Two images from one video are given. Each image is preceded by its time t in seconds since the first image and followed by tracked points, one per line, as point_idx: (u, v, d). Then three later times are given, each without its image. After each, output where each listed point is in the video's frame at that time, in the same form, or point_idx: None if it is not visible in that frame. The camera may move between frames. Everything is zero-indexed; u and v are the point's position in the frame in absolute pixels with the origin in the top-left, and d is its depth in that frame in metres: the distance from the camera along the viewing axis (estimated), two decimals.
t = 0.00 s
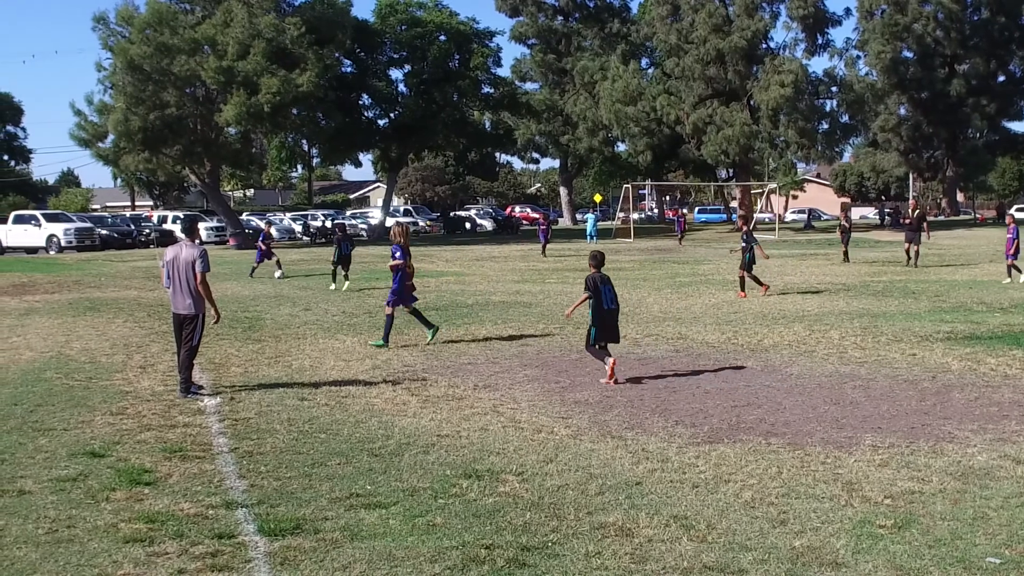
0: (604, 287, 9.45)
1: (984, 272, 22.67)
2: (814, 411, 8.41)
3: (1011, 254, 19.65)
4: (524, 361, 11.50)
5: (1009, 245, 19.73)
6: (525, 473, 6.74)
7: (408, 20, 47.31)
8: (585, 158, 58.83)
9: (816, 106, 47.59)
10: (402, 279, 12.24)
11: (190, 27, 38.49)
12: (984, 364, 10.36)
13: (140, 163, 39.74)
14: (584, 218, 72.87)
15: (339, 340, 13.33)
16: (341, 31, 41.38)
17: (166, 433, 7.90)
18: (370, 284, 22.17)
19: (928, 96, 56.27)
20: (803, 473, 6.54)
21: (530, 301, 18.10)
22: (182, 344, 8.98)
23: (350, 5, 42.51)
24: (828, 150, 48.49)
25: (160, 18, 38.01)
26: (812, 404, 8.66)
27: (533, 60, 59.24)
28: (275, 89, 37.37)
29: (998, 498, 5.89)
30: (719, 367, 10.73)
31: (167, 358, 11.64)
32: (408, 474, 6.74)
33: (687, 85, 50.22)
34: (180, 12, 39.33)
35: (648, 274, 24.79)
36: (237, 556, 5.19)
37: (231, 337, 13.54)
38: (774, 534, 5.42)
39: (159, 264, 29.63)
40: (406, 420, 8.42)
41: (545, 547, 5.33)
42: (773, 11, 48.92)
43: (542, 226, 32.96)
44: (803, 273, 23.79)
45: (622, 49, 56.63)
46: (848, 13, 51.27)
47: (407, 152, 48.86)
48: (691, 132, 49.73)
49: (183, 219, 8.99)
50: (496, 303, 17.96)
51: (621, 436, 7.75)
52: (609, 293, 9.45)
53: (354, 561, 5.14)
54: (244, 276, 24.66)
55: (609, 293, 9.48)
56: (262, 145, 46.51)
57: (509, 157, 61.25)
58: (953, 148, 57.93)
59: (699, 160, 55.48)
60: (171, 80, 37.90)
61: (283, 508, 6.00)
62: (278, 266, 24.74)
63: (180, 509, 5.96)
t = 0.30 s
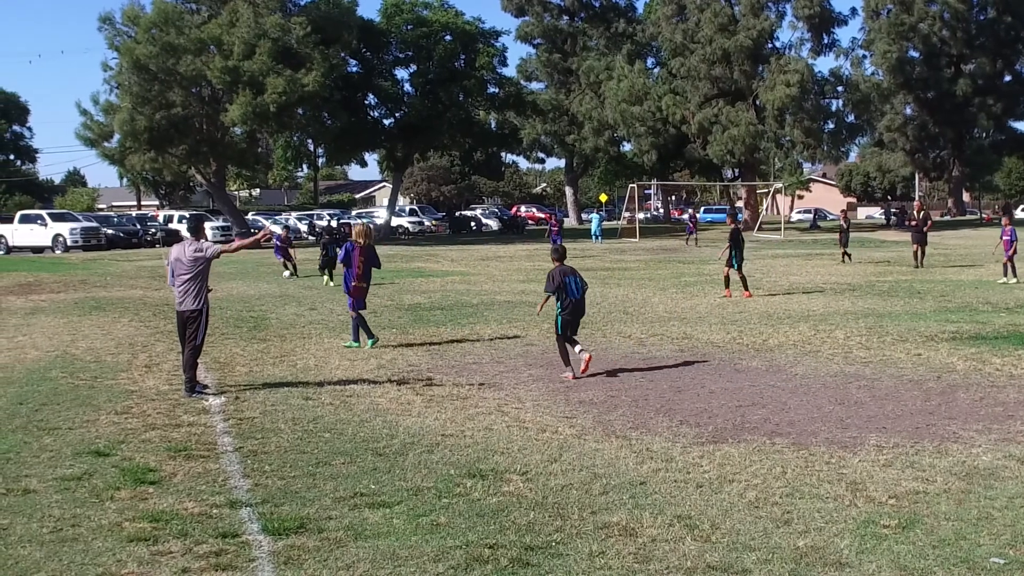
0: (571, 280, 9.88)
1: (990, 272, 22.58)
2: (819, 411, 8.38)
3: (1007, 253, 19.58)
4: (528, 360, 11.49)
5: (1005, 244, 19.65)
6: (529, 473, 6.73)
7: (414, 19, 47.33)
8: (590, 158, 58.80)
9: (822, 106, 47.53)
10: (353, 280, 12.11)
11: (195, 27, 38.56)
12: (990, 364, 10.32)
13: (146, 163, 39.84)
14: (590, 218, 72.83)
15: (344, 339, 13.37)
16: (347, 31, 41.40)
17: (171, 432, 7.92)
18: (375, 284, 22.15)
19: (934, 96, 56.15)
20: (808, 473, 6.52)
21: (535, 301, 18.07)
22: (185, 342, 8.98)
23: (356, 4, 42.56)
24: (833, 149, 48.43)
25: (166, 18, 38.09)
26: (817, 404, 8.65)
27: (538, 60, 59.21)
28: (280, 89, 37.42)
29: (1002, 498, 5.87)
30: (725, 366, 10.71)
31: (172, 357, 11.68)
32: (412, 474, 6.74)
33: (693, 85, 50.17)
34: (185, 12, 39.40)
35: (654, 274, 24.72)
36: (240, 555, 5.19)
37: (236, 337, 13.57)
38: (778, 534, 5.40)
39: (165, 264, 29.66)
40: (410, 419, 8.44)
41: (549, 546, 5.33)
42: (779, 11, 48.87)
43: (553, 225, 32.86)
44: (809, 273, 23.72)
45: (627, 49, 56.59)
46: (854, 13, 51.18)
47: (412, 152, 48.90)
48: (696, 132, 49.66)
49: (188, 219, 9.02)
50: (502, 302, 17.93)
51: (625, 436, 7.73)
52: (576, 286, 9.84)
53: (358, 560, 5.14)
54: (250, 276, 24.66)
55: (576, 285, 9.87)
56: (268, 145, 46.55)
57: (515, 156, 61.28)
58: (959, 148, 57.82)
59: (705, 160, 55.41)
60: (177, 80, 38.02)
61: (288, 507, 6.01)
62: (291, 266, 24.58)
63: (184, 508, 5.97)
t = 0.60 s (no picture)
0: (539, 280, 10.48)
1: (996, 272, 22.45)
2: (822, 410, 8.36)
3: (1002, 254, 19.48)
4: (532, 360, 11.48)
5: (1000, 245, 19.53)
6: (532, 472, 6.73)
7: (419, 19, 47.34)
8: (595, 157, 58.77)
9: (827, 105, 47.44)
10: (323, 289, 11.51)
11: (200, 26, 38.62)
12: (993, 364, 10.29)
13: (150, 162, 39.91)
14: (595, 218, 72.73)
15: (349, 339, 13.37)
16: (352, 30, 41.40)
17: (174, 431, 7.91)
18: (378, 284, 22.10)
19: (940, 95, 56.03)
20: (810, 473, 6.50)
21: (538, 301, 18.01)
22: (190, 341, 8.98)
23: (360, 4, 42.56)
24: (838, 149, 48.35)
25: (171, 18, 38.13)
26: (821, 404, 8.63)
27: (543, 59, 59.17)
28: (285, 88, 37.44)
29: (1005, 497, 5.85)
30: (728, 366, 10.69)
31: (176, 356, 11.70)
32: (414, 473, 6.74)
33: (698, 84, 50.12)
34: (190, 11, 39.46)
35: (658, 273, 24.60)
36: (242, 554, 5.19)
37: (240, 336, 13.57)
38: (780, 533, 5.39)
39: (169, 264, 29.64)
40: (413, 419, 8.43)
41: (551, 545, 5.31)
42: (784, 11, 48.83)
43: (564, 228, 32.33)
44: (814, 273, 23.60)
45: (632, 49, 56.54)
46: (859, 12, 51.09)
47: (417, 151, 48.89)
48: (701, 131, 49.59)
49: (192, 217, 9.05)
50: (505, 302, 17.89)
51: (628, 435, 7.71)
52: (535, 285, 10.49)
53: (359, 559, 5.13)
54: (253, 276, 24.63)
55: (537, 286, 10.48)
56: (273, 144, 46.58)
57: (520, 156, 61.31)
58: (964, 147, 57.68)
59: (709, 159, 55.37)
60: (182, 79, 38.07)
61: (290, 506, 6.00)
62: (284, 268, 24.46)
63: (186, 507, 5.97)
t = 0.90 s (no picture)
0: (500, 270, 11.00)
1: (1000, 272, 22.31)
2: (826, 410, 8.34)
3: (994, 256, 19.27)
4: (536, 359, 11.47)
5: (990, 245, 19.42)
6: (534, 472, 6.73)
7: (423, 18, 47.36)
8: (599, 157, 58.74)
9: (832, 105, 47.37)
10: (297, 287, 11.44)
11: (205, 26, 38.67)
12: (997, 364, 10.26)
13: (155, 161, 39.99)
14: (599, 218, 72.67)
15: (353, 338, 13.36)
16: (356, 30, 41.41)
17: (177, 430, 7.91)
18: (382, 283, 22.03)
19: (945, 95, 55.93)
20: (814, 473, 6.49)
21: (542, 300, 17.96)
22: (193, 341, 8.98)
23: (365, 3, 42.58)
24: (843, 149, 48.28)
25: (175, 17, 38.19)
26: (824, 404, 8.62)
27: (547, 59, 59.14)
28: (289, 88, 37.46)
29: (1008, 497, 5.84)
30: (732, 365, 10.66)
31: (180, 355, 11.72)
32: (416, 472, 6.74)
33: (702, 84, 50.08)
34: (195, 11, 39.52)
35: (662, 273, 24.50)
36: (244, 553, 5.19)
37: (243, 336, 13.57)
38: (782, 532, 5.39)
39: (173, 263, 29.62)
40: (416, 418, 8.43)
41: (553, 545, 5.31)
42: (788, 10, 48.83)
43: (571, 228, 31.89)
44: (818, 273, 23.48)
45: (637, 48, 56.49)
46: (864, 11, 51.01)
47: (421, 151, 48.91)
48: (706, 131, 49.55)
49: (194, 218, 9.10)
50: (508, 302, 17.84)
51: (631, 435, 7.69)
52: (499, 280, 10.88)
53: (361, 559, 5.13)
54: (256, 275, 24.57)
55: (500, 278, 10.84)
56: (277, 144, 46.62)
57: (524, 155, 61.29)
58: (969, 147, 57.57)
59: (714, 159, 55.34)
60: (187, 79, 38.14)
61: (292, 506, 6.00)
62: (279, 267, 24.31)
63: (188, 506, 5.98)
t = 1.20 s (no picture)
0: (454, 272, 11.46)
1: (1004, 272, 22.23)
2: (831, 410, 8.33)
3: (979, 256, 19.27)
4: (540, 359, 11.48)
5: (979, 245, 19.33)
6: (539, 471, 6.73)
7: (428, 18, 47.37)
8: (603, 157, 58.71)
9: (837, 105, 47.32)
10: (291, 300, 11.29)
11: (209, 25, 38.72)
12: (1002, 364, 10.25)
13: (160, 161, 40.07)
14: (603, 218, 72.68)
15: (356, 338, 13.40)
16: (361, 29, 41.42)
17: (182, 430, 7.93)
18: (385, 283, 22.03)
19: (950, 95, 55.81)
20: (818, 472, 6.48)
21: (546, 300, 17.99)
22: (198, 340, 8.99)
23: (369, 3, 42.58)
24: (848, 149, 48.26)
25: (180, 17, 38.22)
26: (828, 403, 8.61)
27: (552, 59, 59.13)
28: (294, 88, 37.49)
29: (1014, 498, 5.83)
30: (736, 365, 10.65)
31: (185, 354, 11.75)
32: (420, 472, 6.75)
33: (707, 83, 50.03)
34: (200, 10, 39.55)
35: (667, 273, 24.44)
36: (248, 552, 5.20)
37: (248, 335, 13.64)
38: (787, 532, 5.38)
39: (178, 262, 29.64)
40: (420, 417, 8.44)
41: (557, 545, 5.31)
42: (793, 10, 48.80)
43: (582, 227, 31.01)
44: (822, 273, 23.42)
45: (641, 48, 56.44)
46: (869, 11, 50.92)
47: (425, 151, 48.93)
48: (710, 131, 49.51)
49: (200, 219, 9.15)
50: (512, 301, 17.86)
51: (634, 435, 7.69)
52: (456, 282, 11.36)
53: (365, 558, 5.13)
54: (259, 275, 24.55)
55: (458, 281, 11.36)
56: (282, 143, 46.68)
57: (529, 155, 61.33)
58: (975, 147, 57.47)
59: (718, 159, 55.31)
60: (192, 78, 38.21)
61: (297, 505, 6.00)
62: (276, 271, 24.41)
63: (193, 505, 5.99)
